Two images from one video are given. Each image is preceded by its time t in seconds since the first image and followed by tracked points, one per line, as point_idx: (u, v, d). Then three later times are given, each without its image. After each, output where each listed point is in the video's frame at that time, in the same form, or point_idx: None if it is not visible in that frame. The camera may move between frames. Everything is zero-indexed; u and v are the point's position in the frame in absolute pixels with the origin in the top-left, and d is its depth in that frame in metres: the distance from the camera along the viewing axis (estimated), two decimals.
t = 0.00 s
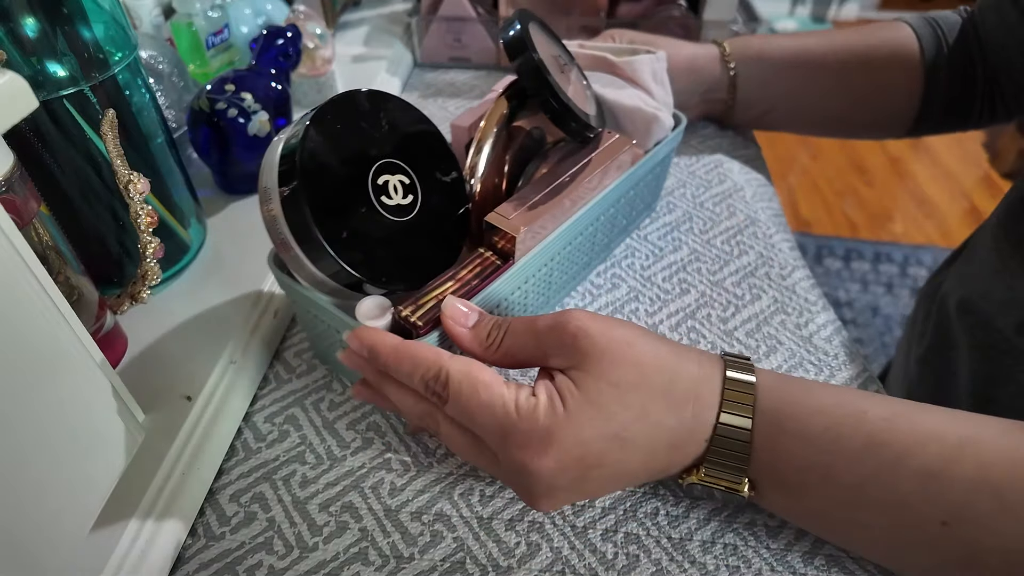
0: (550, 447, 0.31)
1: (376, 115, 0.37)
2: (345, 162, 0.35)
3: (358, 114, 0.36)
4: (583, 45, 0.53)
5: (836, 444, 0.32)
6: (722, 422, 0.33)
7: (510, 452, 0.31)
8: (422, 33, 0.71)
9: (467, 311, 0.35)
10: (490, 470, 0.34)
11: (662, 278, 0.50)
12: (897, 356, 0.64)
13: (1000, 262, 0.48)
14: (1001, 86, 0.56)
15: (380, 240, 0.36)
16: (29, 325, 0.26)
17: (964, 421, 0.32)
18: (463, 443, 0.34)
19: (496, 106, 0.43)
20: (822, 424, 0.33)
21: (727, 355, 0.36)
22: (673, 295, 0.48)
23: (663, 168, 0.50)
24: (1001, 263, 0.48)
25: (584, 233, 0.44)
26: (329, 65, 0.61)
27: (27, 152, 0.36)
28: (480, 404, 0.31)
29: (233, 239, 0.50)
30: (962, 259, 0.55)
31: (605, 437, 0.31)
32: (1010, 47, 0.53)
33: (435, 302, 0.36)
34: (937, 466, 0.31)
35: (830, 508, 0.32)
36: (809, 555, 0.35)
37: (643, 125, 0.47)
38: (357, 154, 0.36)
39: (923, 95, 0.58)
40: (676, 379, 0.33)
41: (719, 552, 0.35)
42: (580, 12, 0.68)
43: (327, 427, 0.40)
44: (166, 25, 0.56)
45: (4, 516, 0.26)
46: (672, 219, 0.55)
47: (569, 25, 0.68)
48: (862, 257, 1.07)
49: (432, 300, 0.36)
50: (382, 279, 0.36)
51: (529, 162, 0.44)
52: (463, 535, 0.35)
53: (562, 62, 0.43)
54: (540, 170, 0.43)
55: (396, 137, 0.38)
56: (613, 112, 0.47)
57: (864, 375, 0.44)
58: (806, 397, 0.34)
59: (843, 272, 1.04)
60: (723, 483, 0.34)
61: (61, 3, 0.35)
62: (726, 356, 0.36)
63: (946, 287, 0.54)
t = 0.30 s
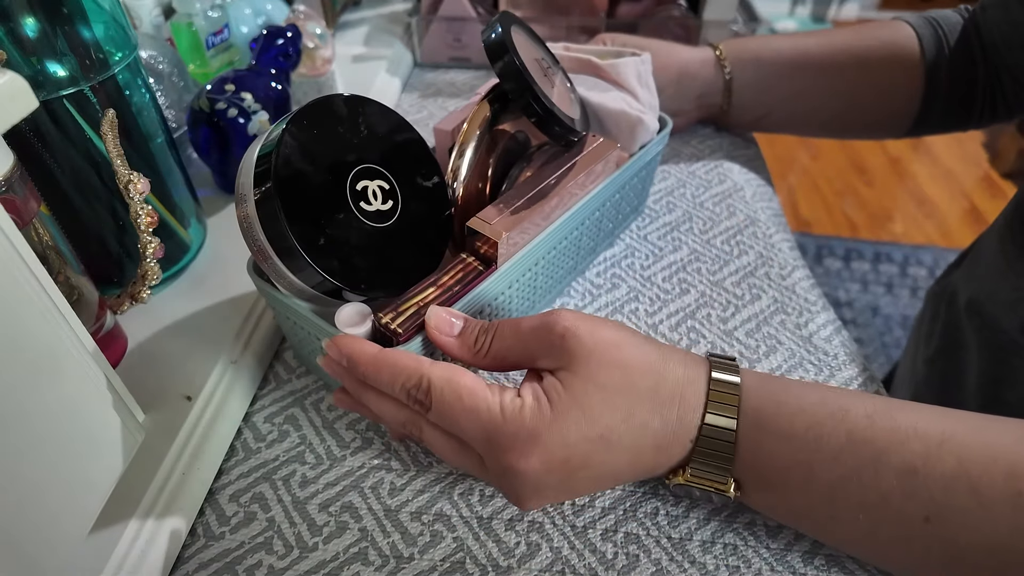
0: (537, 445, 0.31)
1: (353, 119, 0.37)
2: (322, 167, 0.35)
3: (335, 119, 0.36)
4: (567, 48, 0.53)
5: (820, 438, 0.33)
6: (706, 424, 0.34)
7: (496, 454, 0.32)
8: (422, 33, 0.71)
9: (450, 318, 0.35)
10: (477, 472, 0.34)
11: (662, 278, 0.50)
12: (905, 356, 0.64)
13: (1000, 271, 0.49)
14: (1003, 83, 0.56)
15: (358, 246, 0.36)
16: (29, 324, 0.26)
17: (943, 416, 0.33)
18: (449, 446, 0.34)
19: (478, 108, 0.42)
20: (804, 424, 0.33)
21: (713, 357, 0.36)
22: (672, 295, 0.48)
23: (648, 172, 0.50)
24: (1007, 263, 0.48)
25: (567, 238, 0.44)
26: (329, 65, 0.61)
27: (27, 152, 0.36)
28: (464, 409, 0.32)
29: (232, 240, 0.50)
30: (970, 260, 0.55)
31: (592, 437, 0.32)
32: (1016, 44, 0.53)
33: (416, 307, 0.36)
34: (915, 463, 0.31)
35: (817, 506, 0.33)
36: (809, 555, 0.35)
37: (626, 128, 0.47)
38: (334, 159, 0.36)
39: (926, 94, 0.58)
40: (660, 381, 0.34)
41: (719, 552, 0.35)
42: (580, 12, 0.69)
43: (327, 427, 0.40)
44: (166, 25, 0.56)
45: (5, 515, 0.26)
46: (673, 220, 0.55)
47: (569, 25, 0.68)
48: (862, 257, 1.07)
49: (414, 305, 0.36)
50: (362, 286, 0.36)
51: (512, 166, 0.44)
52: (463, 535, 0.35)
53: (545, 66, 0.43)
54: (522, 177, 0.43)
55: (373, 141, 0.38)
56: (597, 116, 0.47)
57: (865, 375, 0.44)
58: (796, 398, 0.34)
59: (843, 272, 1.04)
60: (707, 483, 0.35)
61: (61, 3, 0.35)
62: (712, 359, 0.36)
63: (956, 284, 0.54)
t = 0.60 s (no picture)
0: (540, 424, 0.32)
1: (343, 121, 0.37)
2: (310, 169, 0.35)
3: (323, 121, 0.36)
4: (560, 49, 0.53)
5: (819, 431, 0.33)
6: (705, 414, 0.34)
7: (499, 436, 0.32)
8: (422, 33, 0.71)
9: (444, 314, 0.35)
10: (479, 458, 0.34)
11: (661, 278, 0.50)
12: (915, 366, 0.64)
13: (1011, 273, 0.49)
14: (1006, 81, 0.56)
15: (347, 248, 0.36)
16: (29, 324, 0.26)
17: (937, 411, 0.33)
18: (450, 433, 0.34)
19: (470, 110, 0.43)
20: (804, 414, 0.34)
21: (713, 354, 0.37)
22: (672, 295, 0.48)
23: (643, 171, 0.50)
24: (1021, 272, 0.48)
25: (560, 239, 0.44)
26: (329, 65, 0.61)
27: (27, 152, 0.36)
28: (465, 391, 0.32)
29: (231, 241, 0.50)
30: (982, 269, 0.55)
31: (591, 418, 0.32)
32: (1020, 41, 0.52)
33: (405, 309, 0.36)
34: (914, 452, 0.31)
35: (811, 502, 0.33)
36: (809, 555, 0.35)
37: (618, 128, 0.47)
38: (323, 161, 0.36)
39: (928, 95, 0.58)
40: (650, 383, 0.34)
41: (719, 551, 0.35)
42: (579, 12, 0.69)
43: (326, 427, 0.40)
44: (166, 25, 0.56)
45: (5, 515, 0.26)
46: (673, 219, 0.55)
47: (569, 26, 0.68)
48: (862, 257, 1.07)
49: (403, 309, 0.36)
50: (352, 288, 0.36)
51: (504, 167, 0.44)
52: (463, 535, 0.35)
53: (537, 67, 0.44)
54: (514, 177, 0.43)
55: (363, 142, 0.38)
56: (590, 117, 0.47)
57: (865, 375, 0.44)
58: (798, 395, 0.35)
59: (843, 272, 1.04)
60: (708, 475, 0.34)
61: (61, 3, 0.35)
62: (712, 355, 0.37)
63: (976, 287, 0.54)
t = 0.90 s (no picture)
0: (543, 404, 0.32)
1: (343, 121, 0.37)
2: (310, 169, 0.35)
3: (323, 121, 0.36)
4: (560, 50, 0.53)
5: (820, 430, 0.33)
6: (708, 413, 0.34)
7: (504, 418, 0.33)
8: (422, 33, 0.71)
9: (455, 314, 0.35)
10: (482, 447, 0.35)
11: (661, 278, 0.50)
12: (912, 366, 0.64)
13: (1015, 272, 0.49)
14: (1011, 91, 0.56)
15: (346, 248, 0.36)
16: (29, 324, 0.26)
17: (937, 411, 0.33)
18: (457, 422, 0.34)
19: (470, 110, 0.43)
20: (806, 413, 0.34)
21: (718, 357, 0.37)
22: (672, 295, 0.48)
23: (642, 171, 0.50)
24: None
25: (560, 239, 0.44)
26: (329, 65, 0.61)
27: (28, 152, 0.36)
28: (467, 376, 0.33)
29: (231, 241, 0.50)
30: (981, 268, 0.55)
31: (592, 409, 0.33)
32: None
33: (406, 309, 0.36)
34: (916, 450, 0.32)
35: (810, 501, 0.33)
36: (809, 555, 0.35)
37: (618, 128, 0.47)
38: (323, 162, 0.36)
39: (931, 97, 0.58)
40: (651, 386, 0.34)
41: (719, 551, 0.35)
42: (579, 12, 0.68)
43: (326, 427, 0.40)
44: (166, 25, 0.56)
45: (5, 515, 0.26)
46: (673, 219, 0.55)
47: (569, 25, 0.68)
48: (862, 257, 1.06)
49: (403, 309, 0.36)
50: (351, 288, 0.36)
51: (504, 167, 0.44)
52: (463, 535, 0.35)
53: (537, 67, 0.44)
54: (513, 177, 0.43)
55: (363, 143, 0.38)
56: (591, 117, 0.47)
57: (864, 374, 0.44)
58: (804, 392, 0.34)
59: (843, 272, 1.04)
60: (708, 473, 0.34)
61: (61, 3, 0.35)
62: (717, 358, 0.37)
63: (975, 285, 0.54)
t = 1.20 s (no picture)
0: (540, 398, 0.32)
1: (343, 121, 0.37)
2: (310, 169, 0.35)
3: (323, 121, 0.36)
4: (561, 50, 0.53)
5: (820, 431, 0.33)
6: (709, 415, 0.34)
7: (504, 416, 0.33)
8: (422, 33, 0.71)
9: (456, 317, 0.35)
10: (482, 445, 0.35)
11: (661, 278, 0.50)
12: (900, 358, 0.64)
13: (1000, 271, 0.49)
14: (1009, 94, 0.55)
15: (346, 247, 0.36)
16: (29, 324, 0.26)
17: (937, 413, 0.33)
18: (456, 422, 0.34)
19: (470, 110, 0.43)
20: (807, 414, 0.34)
21: (719, 358, 0.37)
22: (673, 295, 0.48)
23: (642, 171, 0.50)
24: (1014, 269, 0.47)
25: (560, 239, 0.44)
26: (329, 65, 0.61)
27: (28, 152, 0.36)
28: (467, 375, 0.33)
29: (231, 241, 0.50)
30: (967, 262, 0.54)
31: (593, 408, 0.33)
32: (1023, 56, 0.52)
33: (405, 309, 0.36)
34: (916, 452, 0.32)
35: (810, 502, 0.33)
36: (809, 555, 0.35)
37: (618, 128, 0.47)
38: (323, 161, 0.36)
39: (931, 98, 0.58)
40: (652, 386, 0.34)
41: (719, 551, 0.35)
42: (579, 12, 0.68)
43: (326, 427, 0.40)
44: (166, 25, 0.56)
45: (4, 515, 0.26)
46: (673, 219, 0.55)
47: (569, 25, 0.68)
48: (862, 257, 1.06)
49: (402, 309, 0.36)
50: (350, 288, 0.36)
51: (504, 168, 0.44)
52: (463, 535, 0.35)
53: (537, 67, 0.44)
54: (513, 177, 0.43)
55: (363, 143, 0.38)
56: (591, 117, 0.47)
57: (864, 374, 0.44)
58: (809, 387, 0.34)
59: (843, 272, 1.04)
60: (708, 475, 0.34)
61: (61, 3, 0.35)
62: (718, 360, 0.37)
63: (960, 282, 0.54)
